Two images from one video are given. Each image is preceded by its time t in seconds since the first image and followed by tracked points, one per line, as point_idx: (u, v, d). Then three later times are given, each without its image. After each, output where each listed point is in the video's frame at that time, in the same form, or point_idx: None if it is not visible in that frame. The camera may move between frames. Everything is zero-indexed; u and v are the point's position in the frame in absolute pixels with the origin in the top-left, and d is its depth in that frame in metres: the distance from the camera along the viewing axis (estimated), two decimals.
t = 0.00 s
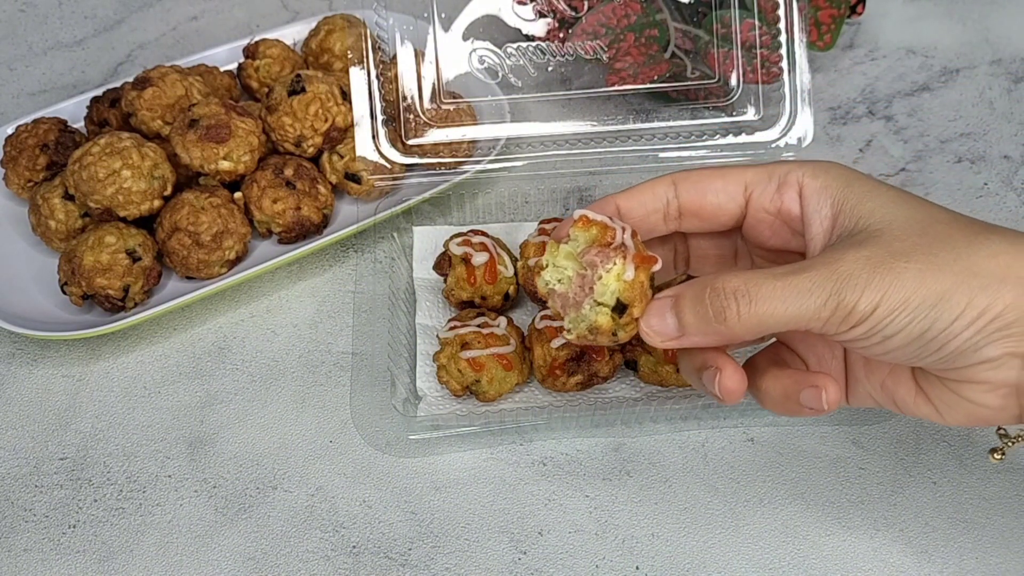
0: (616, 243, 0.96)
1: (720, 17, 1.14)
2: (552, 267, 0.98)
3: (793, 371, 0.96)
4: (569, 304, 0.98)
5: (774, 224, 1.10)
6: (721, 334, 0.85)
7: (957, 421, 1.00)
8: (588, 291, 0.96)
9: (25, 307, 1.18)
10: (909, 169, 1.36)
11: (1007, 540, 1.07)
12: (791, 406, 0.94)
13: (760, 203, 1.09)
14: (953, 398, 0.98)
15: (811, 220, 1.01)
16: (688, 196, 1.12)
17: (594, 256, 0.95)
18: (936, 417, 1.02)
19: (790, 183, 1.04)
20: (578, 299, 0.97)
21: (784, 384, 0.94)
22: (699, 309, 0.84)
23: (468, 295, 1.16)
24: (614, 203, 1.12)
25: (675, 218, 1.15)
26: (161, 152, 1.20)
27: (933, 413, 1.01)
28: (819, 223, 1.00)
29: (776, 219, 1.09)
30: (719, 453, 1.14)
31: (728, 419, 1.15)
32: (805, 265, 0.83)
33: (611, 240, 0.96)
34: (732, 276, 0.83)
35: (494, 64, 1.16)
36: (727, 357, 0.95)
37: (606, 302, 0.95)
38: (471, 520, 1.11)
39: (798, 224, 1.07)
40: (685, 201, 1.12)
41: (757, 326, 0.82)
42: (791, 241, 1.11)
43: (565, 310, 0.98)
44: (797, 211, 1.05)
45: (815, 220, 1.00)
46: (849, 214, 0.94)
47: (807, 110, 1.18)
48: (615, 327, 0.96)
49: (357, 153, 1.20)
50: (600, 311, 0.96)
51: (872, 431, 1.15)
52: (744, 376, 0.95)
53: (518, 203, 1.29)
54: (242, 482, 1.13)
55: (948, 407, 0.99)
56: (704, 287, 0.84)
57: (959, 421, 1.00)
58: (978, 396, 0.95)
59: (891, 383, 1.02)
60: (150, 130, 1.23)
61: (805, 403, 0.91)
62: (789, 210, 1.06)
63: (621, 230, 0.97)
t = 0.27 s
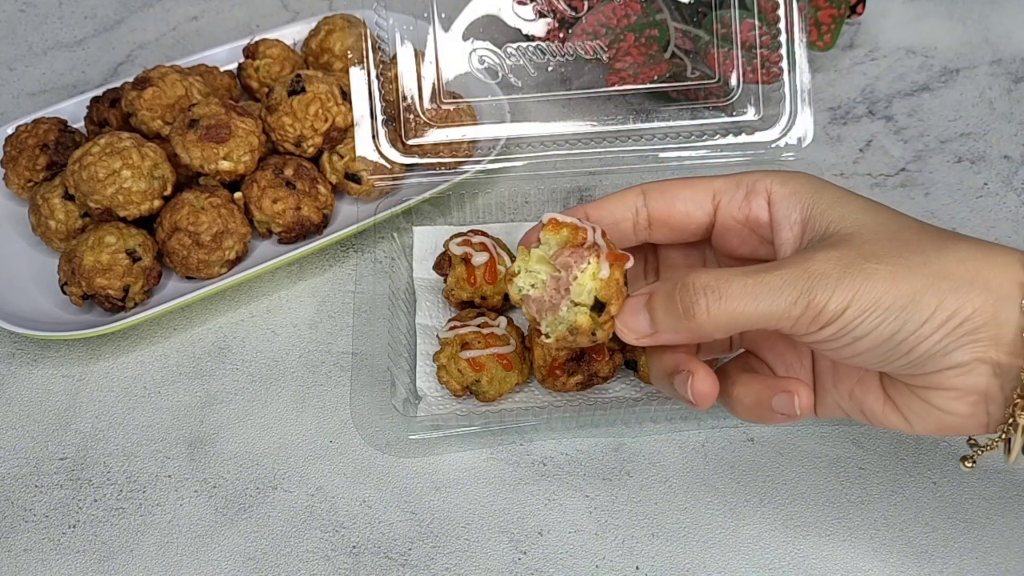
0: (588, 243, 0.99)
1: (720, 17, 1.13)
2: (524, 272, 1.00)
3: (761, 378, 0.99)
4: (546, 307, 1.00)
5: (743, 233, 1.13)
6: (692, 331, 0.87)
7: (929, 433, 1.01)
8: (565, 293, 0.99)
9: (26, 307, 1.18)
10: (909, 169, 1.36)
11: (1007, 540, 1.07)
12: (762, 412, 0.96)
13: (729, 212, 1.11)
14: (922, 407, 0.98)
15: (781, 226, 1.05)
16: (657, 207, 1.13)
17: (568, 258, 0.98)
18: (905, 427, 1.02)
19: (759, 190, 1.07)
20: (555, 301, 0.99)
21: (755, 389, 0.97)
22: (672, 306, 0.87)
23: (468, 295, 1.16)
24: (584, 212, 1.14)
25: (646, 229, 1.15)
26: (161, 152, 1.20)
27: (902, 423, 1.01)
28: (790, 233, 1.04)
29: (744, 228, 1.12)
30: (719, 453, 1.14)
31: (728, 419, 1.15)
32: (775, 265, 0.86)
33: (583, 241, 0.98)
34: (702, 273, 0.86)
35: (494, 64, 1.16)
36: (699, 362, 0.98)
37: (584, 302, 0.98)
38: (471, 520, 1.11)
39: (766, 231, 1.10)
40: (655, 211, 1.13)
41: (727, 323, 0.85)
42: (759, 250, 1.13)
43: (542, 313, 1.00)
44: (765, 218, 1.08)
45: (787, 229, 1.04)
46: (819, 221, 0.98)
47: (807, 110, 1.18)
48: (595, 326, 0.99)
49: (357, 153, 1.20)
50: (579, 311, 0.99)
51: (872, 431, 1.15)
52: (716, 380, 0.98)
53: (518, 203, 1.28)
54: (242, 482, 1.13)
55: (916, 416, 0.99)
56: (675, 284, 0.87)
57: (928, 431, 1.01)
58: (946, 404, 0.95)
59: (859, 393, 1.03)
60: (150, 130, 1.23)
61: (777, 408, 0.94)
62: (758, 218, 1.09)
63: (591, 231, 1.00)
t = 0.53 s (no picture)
0: (569, 220, 0.97)
1: (720, 17, 1.13)
2: (507, 262, 0.98)
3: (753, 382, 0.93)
4: (535, 289, 0.97)
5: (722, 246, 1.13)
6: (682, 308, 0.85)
7: (913, 451, 0.97)
8: (551, 271, 0.96)
9: (25, 307, 1.18)
10: (909, 169, 1.36)
11: (1007, 540, 1.07)
12: (750, 419, 0.92)
13: (710, 222, 1.11)
14: (905, 422, 0.95)
15: (766, 233, 1.05)
16: (636, 217, 1.12)
17: (551, 235, 0.95)
18: (886, 445, 0.99)
19: (742, 198, 1.08)
20: (543, 282, 0.96)
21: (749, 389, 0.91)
22: (662, 281, 0.85)
23: (468, 295, 1.15)
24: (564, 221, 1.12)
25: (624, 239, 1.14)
26: (161, 151, 1.20)
27: (883, 439, 0.99)
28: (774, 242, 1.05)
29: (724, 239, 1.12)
30: (719, 453, 1.14)
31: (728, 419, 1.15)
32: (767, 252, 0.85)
33: (563, 218, 0.97)
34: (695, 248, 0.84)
35: (494, 64, 1.16)
36: (698, 362, 0.92)
37: (574, 276, 0.95)
38: (472, 520, 1.11)
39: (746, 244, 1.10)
40: (634, 221, 1.12)
41: (718, 299, 0.82)
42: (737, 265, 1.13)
43: (531, 297, 0.97)
44: (746, 228, 1.09)
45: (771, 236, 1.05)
46: (805, 226, 0.99)
47: (807, 110, 1.18)
48: (589, 299, 0.95)
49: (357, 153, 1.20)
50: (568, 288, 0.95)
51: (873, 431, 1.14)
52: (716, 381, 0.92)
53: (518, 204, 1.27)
54: (242, 482, 1.13)
55: (899, 431, 0.96)
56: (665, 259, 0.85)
57: (910, 449, 0.97)
58: (930, 418, 0.93)
59: (840, 408, 1.01)
60: (150, 130, 1.23)
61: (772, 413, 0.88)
62: (739, 228, 1.09)
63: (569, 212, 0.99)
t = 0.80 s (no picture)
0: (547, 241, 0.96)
1: (720, 17, 1.13)
2: (483, 282, 0.94)
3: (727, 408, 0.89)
4: (514, 308, 0.93)
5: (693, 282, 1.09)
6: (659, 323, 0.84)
7: (890, 485, 0.94)
8: (533, 289, 0.93)
9: (26, 307, 1.18)
10: (909, 169, 1.36)
11: (1007, 540, 1.07)
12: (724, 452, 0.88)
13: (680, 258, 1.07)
14: (880, 453, 0.93)
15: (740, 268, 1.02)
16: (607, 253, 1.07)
17: (532, 253, 0.93)
18: (863, 479, 0.96)
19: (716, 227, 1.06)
20: (524, 300, 0.93)
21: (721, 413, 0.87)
22: (639, 294, 0.84)
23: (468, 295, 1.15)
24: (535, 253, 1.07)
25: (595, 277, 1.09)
26: (161, 152, 1.20)
27: (860, 473, 0.96)
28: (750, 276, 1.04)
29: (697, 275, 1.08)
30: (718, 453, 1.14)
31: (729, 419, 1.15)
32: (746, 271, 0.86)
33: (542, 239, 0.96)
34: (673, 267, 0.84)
35: (494, 64, 1.16)
36: (669, 384, 0.88)
37: (558, 291, 0.92)
38: (472, 520, 1.11)
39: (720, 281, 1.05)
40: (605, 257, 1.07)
41: (696, 312, 0.82)
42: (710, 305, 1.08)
43: (510, 317, 0.93)
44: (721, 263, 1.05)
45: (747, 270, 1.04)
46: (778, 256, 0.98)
47: (807, 110, 1.17)
48: (574, 315, 0.91)
49: (357, 153, 1.20)
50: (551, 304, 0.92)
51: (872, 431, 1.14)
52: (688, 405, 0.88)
53: (518, 203, 1.28)
54: (242, 482, 1.13)
55: (875, 463, 0.94)
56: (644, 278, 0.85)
57: (887, 482, 0.94)
58: (905, 448, 0.90)
59: (813, 440, 0.98)
60: (150, 130, 1.23)
61: (751, 437, 0.84)
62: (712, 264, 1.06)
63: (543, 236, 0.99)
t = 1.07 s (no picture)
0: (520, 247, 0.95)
1: (720, 17, 1.13)
2: (454, 285, 0.93)
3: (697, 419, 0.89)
4: (484, 314, 0.92)
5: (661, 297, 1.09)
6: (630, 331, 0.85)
7: (861, 497, 0.95)
8: (505, 295, 0.92)
9: (26, 307, 1.18)
10: (909, 169, 1.36)
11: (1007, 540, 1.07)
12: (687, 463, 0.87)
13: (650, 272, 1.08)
14: (850, 466, 0.93)
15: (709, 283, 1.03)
16: (578, 264, 1.08)
17: (506, 259, 0.92)
18: (834, 493, 0.96)
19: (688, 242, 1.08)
20: (495, 305, 0.92)
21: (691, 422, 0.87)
22: (610, 302, 0.85)
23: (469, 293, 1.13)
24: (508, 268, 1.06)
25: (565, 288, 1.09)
26: (161, 152, 1.20)
27: (831, 488, 0.96)
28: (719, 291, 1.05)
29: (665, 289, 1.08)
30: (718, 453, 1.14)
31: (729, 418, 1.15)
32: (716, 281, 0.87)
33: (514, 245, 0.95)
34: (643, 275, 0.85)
35: (494, 64, 1.16)
36: (637, 393, 0.88)
37: (532, 298, 0.91)
38: (472, 520, 1.11)
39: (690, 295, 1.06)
40: (576, 268, 1.08)
41: (665, 319, 0.83)
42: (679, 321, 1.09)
43: (479, 323, 0.92)
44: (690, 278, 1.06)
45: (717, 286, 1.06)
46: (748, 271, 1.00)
47: (807, 110, 1.17)
48: (546, 322, 0.91)
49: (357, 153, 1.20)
50: (524, 311, 0.91)
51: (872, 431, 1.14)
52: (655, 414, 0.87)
53: (518, 203, 1.28)
54: (242, 482, 1.13)
55: (845, 476, 0.94)
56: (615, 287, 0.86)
57: (857, 495, 0.95)
58: (875, 462, 0.91)
59: (784, 455, 0.99)
60: (149, 130, 1.23)
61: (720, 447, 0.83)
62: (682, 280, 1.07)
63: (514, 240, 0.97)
